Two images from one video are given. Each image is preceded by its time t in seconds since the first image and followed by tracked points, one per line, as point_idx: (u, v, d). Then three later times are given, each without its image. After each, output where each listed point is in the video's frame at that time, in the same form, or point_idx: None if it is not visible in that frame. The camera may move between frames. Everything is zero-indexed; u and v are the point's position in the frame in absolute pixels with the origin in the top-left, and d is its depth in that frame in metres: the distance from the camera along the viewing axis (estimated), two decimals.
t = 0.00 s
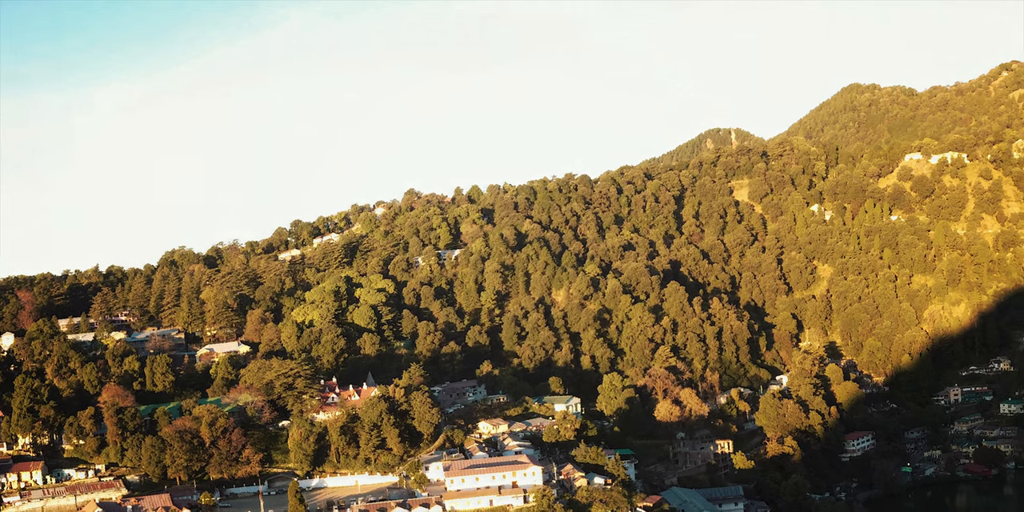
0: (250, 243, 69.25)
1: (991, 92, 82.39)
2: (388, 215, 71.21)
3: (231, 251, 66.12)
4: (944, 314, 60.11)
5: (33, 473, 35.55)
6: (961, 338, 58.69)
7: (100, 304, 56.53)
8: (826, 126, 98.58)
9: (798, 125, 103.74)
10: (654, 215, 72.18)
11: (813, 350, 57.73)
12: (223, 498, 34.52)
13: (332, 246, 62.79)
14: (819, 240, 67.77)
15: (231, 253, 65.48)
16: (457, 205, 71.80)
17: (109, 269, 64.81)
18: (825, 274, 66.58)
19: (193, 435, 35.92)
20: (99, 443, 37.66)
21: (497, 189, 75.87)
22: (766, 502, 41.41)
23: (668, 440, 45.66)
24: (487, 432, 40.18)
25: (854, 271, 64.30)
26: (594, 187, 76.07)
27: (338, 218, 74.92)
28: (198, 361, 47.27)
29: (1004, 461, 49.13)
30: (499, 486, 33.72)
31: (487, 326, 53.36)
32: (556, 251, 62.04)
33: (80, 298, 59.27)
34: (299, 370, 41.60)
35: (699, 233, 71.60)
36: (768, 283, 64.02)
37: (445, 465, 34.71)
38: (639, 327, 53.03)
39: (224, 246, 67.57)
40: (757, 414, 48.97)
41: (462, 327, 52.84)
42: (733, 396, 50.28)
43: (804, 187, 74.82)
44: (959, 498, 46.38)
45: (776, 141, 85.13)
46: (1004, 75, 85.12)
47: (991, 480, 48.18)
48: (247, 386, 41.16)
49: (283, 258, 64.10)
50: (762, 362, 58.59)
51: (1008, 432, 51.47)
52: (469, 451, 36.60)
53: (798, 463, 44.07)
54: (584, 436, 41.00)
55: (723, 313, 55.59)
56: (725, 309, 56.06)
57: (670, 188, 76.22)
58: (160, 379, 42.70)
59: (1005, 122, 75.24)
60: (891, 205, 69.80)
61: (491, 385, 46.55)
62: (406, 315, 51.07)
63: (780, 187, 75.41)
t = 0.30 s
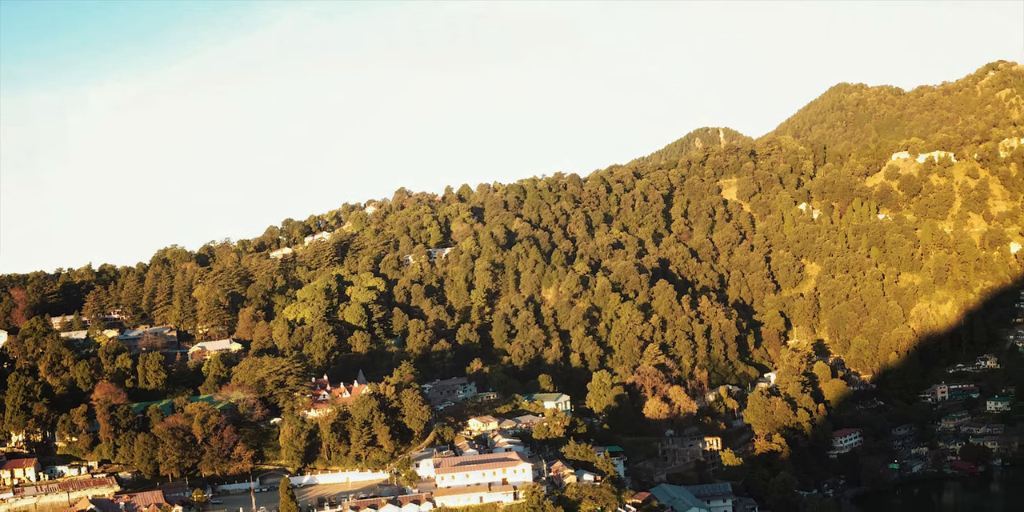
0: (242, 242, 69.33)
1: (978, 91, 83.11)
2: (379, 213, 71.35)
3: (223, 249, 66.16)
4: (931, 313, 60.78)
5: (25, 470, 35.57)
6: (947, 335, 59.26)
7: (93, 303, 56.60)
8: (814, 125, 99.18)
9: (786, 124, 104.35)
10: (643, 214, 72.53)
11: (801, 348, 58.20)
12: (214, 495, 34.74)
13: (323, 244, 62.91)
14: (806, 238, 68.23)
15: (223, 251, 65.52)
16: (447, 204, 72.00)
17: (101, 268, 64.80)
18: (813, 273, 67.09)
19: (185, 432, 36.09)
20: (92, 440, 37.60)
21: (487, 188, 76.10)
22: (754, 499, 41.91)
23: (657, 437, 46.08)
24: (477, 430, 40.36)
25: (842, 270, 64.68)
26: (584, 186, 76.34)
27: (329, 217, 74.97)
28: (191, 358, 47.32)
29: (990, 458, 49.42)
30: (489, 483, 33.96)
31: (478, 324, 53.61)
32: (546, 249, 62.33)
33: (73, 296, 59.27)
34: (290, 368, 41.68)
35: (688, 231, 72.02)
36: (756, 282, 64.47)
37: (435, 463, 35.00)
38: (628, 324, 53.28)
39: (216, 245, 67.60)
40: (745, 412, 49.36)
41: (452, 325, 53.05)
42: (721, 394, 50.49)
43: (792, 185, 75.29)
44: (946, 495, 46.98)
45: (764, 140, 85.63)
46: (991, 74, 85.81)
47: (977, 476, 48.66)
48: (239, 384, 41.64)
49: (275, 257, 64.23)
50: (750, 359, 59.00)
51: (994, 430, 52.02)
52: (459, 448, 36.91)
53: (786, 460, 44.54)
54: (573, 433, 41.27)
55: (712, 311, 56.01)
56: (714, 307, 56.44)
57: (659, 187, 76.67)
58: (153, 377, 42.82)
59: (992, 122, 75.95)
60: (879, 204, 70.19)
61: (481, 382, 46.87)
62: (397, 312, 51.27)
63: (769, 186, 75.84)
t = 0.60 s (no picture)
0: (231, 240, 69.41)
1: (961, 91, 84.03)
2: (368, 211, 71.51)
3: (213, 247, 66.19)
4: (914, 310, 61.59)
5: (17, 466, 35.72)
6: (930, 332, 60.12)
7: (84, 300, 56.58)
8: (798, 124, 99.91)
9: (770, 123, 105.07)
10: (629, 212, 72.98)
11: (786, 345, 58.80)
12: (204, 491, 34.87)
13: (312, 242, 63.06)
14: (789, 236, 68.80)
15: (213, 249, 65.57)
16: (435, 203, 72.22)
17: (90, 266, 64.76)
18: (797, 270, 67.67)
19: (175, 429, 36.33)
20: (83, 436, 37.62)
21: (475, 186, 76.34)
22: (739, 495, 42.28)
23: (642, 433, 46.58)
24: (464, 426, 40.55)
25: (826, 267, 65.69)
26: (570, 184, 76.67)
27: (318, 215, 75.05)
28: (180, 355, 47.41)
29: (973, 454, 49.98)
30: (476, 479, 34.35)
31: (465, 321, 53.93)
32: (532, 247, 62.66)
33: (65, 293, 59.24)
34: (279, 365, 42.09)
35: (673, 230, 72.57)
36: (741, 279, 65.05)
37: (423, 459, 35.30)
38: (614, 322, 53.70)
39: (205, 243, 67.59)
40: (731, 408, 49.84)
41: (439, 323, 53.21)
42: (706, 391, 51.20)
43: (776, 184, 75.89)
44: (929, 490, 47.68)
45: (749, 139, 86.25)
46: (974, 74, 86.67)
47: (960, 472, 49.43)
48: (228, 381, 41.55)
49: (264, 254, 64.40)
50: (735, 356, 59.50)
51: (976, 426, 52.39)
52: (447, 444, 37.17)
53: (770, 457, 45.06)
54: (560, 429, 41.62)
55: (697, 308, 56.46)
56: (699, 305, 56.89)
57: (644, 186, 77.17)
58: (143, 374, 43.09)
59: (975, 121, 76.84)
60: (862, 202, 71.06)
61: (468, 379, 46.98)
62: (385, 310, 51.51)
63: (753, 184, 76.46)
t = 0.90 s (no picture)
0: (218, 237, 69.54)
1: (941, 90, 85.10)
2: (354, 209, 71.77)
3: (201, 245, 66.23)
4: (895, 307, 62.21)
5: (6, 462, 35.84)
6: (911, 329, 60.64)
7: (73, 297, 56.67)
8: (780, 123, 100.72)
9: (752, 122, 105.89)
10: (613, 210, 73.48)
11: (767, 342, 59.64)
12: (192, 486, 35.05)
13: (299, 240, 63.23)
14: (772, 234, 69.82)
15: (201, 247, 65.60)
16: (420, 201, 72.49)
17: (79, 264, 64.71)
18: (779, 268, 68.41)
19: (163, 425, 36.58)
20: (72, 432, 37.57)
21: (460, 184, 76.63)
22: (721, 489, 42.91)
23: (626, 429, 47.02)
24: (449, 421, 40.97)
25: (807, 265, 66.39)
26: (554, 183, 77.07)
27: (305, 213, 75.22)
28: (168, 352, 47.71)
29: (953, 450, 51.15)
30: (461, 474, 34.77)
31: (450, 318, 54.24)
32: (517, 244, 63.07)
33: (54, 291, 59.19)
34: (266, 361, 42.30)
35: (656, 227, 73.17)
36: (723, 277, 65.72)
37: (408, 454, 35.68)
38: (597, 318, 54.27)
39: (193, 241, 67.59)
40: (713, 404, 50.46)
41: (425, 319, 53.55)
42: (689, 387, 51.93)
43: (758, 182, 76.59)
44: (909, 485, 48.34)
45: (732, 138, 86.95)
46: (954, 73, 87.67)
47: (940, 468, 50.29)
48: (216, 377, 41.73)
49: (251, 252, 64.56)
50: (718, 353, 60.13)
51: (957, 421, 53.36)
52: (432, 439, 37.51)
53: (752, 452, 45.49)
54: (544, 425, 42.04)
55: (680, 305, 57.04)
56: (681, 302, 57.47)
57: (628, 184, 77.73)
58: (131, 370, 43.11)
59: (955, 119, 77.84)
60: (843, 200, 71.53)
61: (453, 375, 47.37)
62: (371, 307, 51.81)
63: (735, 182, 77.21)
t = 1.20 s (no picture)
0: (204, 235, 69.58)
1: (918, 89, 86.37)
2: (338, 207, 71.96)
3: (187, 242, 66.27)
4: (873, 304, 62.90)
5: None
6: (889, 325, 61.61)
7: (60, 294, 56.73)
8: (759, 121, 101.68)
9: (732, 121, 106.84)
10: (594, 207, 74.06)
11: (747, 337, 60.53)
12: (178, 481, 35.37)
13: (284, 237, 63.39)
14: (752, 231, 70.72)
15: (187, 244, 65.65)
16: (404, 199, 72.77)
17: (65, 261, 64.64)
18: (758, 265, 69.26)
19: (150, 420, 36.84)
20: (59, 427, 37.74)
21: (443, 182, 76.95)
22: (701, 484, 43.46)
23: (607, 424, 47.69)
24: (432, 417, 41.29)
25: (786, 262, 67.25)
26: (536, 181, 77.51)
27: (289, 211, 75.26)
28: (155, 348, 47.91)
29: (930, 445, 51.78)
30: (444, 469, 35.26)
31: (433, 315, 54.63)
32: (499, 242, 63.51)
33: (42, 288, 59.15)
34: (252, 357, 42.63)
35: (637, 225, 73.83)
36: (703, 274, 66.51)
37: (392, 449, 36.09)
38: (578, 315, 54.88)
39: (179, 238, 67.58)
40: (693, 400, 51.14)
41: (408, 316, 53.92)
42: (669, 382, 52.36)
43: (737, 180, 77.42)
44: (887, 479, 49.02)
45: (711, 136, 87.74)
46: (930, 72, 88.90)
47: (918, 462, 50.90)
48: (201, 373, 42.21)
49: (237, 249, 64.65)
50: (698, 349, 60.80)
51: (934, 417, 54.49)
52: (416, 435, 37.96)
53: (732, 447, 46.32)
54: (526, 420, 42.55)
55: (660, 302, 57.74)
56: (662, 298, 58.18)
57: (609, 182, 78.35)
58: (118, 366, 43.30)
59: (931, 119, 79.05)
60: (822, 198, 72.46)
61: (436, 371, 47.84)
62: (355, 303, 52.15)
63: (715, 180, 78.07)
